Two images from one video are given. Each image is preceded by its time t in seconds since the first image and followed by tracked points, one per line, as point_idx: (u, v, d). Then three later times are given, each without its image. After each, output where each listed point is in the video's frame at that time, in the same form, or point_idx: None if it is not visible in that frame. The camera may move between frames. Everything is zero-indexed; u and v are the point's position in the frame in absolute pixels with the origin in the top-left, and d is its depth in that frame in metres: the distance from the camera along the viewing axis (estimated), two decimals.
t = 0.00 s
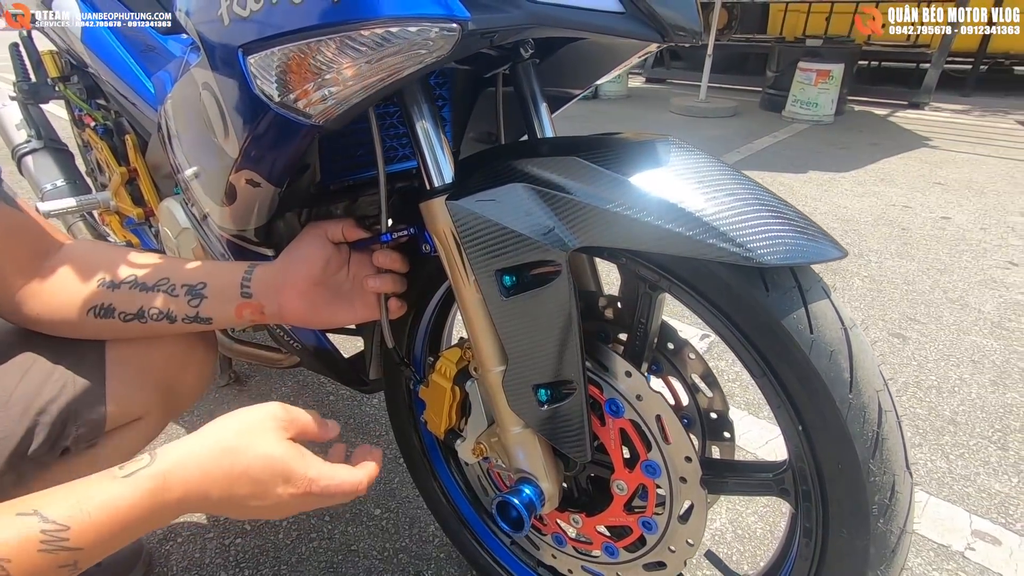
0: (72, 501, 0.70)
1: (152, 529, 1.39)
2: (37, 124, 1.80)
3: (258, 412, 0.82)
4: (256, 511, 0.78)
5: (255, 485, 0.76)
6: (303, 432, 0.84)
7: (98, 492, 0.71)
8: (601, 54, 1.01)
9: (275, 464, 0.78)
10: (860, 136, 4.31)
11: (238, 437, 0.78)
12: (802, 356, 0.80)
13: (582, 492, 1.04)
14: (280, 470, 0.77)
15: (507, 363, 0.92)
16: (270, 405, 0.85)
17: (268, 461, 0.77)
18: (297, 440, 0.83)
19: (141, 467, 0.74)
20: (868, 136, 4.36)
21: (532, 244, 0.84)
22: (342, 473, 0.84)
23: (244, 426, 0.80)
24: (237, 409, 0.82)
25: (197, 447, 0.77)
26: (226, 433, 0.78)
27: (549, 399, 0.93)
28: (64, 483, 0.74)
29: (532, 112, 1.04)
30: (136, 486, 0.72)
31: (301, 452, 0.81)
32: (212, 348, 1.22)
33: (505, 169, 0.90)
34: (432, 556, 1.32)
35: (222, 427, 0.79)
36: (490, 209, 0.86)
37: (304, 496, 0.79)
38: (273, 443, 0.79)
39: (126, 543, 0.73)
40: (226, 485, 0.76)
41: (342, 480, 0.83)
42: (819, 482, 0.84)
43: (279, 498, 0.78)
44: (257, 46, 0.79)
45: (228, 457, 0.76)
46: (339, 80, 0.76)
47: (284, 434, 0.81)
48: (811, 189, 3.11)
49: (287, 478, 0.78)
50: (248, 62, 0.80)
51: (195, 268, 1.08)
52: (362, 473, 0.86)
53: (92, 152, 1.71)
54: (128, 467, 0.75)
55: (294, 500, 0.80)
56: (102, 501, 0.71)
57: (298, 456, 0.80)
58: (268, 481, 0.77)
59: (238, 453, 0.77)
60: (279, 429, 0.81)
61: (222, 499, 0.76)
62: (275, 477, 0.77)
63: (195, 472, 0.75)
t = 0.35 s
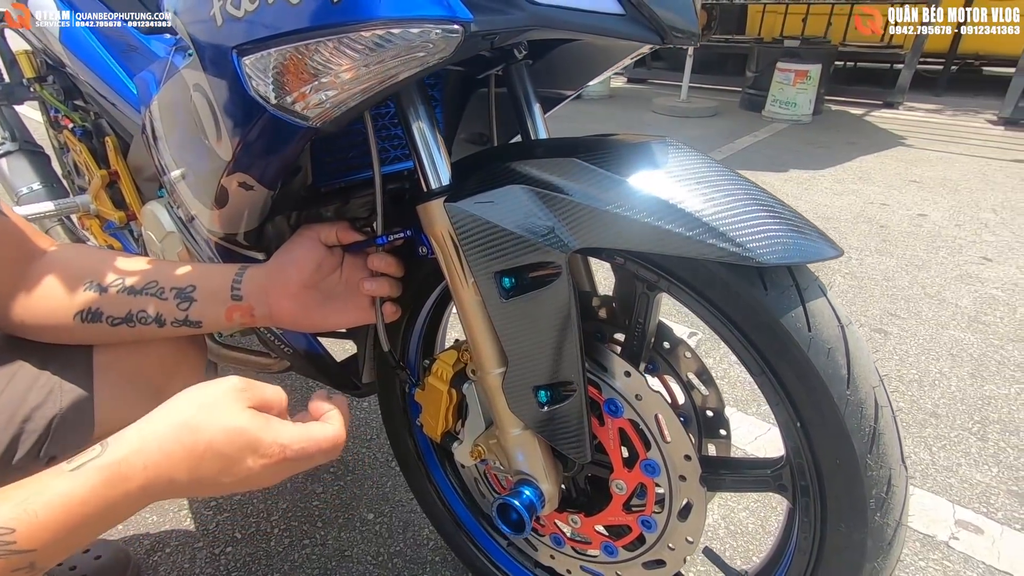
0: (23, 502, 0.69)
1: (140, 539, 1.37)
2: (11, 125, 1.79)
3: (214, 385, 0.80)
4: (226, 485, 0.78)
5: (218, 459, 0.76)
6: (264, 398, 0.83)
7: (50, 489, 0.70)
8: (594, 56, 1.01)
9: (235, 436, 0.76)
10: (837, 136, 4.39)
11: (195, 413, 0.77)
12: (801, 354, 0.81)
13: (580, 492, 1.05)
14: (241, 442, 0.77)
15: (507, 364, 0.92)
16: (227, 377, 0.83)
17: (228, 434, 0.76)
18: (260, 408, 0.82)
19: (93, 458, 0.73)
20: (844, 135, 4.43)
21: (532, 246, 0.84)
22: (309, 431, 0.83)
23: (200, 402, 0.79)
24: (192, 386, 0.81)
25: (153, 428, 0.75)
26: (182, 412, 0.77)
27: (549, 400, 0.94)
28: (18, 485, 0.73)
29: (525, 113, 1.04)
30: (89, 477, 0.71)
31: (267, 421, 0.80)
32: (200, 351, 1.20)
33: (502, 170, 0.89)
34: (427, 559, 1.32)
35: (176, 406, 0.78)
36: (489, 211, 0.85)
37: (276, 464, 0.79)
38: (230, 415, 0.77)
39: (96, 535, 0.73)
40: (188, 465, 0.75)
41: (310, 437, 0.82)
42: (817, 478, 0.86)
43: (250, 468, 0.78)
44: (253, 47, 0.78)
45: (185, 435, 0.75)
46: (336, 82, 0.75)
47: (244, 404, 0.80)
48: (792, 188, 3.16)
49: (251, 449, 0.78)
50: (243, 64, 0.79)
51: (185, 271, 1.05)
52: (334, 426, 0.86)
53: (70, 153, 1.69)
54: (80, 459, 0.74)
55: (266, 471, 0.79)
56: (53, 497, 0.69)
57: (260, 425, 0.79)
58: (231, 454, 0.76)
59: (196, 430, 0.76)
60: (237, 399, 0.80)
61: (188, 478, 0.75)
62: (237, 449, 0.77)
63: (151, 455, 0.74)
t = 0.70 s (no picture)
0: None
1: (128, 547, 1.35)
2: None
3: (198, 399, 0.78)
4: (209, 502, 0.75)
5: (202, 475, 0.73)
6: (249, 412, 0.80)
7: (23, 506, 0.67)
8: (584, 57, 1.02)
9: (220, 452, 0.74)
10: (814, 134, 4.46)
11: (177, 429, 0.74)
12: (796, 351, 0.82)
13: (577, 491, 1.06)
14: (226, 457, 0.74)
15: (506, 366, 0.92)
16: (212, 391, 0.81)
17: (212, 450, 0.74)
18: (246, 423, 0.80)
19: (68, 475, 0.69)
20: (821, 133, 4.51)
21: (531, 247, 0.84)
22: (299, 442, 0.81)
23: (182, 417, 0.76)
24: (174, 400, 0.78)
25: (131, 445, 0.72)
26: (164, 428, 0.74)
27: (548, 401, 0.94)
28: None
29: (519, 113, 1.05)
30: (64, 495, 0.68)
31: (255, 435, 0.78)
32: (188, 357, 1.17)
33: (499, 170, 0.89)
34: (421, 561, 1.32)
35: (157, 422, 0.75)
36: (488, 212, 0.85)
37: (264, 480, 0.77)
38: (214, 430, 0.75)
39: (68, 556, 0.70)
40: (169, 483, 0.72)
41: (300, 451, 0.80)
42: (812, 473, 0.87)
43: (235, 485, 0.76)
44: (248, 48, 0.77)
45: (166, 452, 0.72)
46: (333, 85, 0.74)
47: (229, 420, 0.78)
48: (773, 185, 3.21)
49: (238, 465, 0.75)
50: (238, 64, 0.78)
51: (175, 274, 1.02)
52: (323, 435, 0.84)
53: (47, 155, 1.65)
54: (54, 476, 0.70)
55: (256, 484, 0.77)
56: (26, 516, 0.66)
57: (247, 440, 0.77)
58: (216, 471, 0.74)
59: (179, 446, 0.73)
60: (221, 414, 0.77)
61: (169, 496, 0.73)
62: (222, 466, 0.74)
63: (131, 473, 0.71)
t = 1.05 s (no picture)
0: None
1: (117, 556, 1.34)
2: None
3: (172, 388, 0.73)
4: (193, 493, 0.72)
5: (178, 468, 0.69)
6: (225, 396, 0.76)
7: None
8: (575, 60, 1.02)
9: (195, 444, 0.70)
10: (793, 133, 4.54)
11: (149, 424, 0.70)
12: (790, 349, 0.84)
13: (573, 490, 1.07)
14: (203, 449, 0.70)
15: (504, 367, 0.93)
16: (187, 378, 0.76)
17: (186, 443, 0.69)
18: (226, 409, 0.75)
19: (38, 482, 0.67)
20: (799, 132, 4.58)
21: (528, 249, 0.84)
22: (282, 421, 0.76)
23: (156, 408, 0.72)
24: (147, 391, 0.74)
25: (102, 444, 0.69)
26: (136, 423, 0.70)
27: (546, 401, 0.94)
28: None
29: (511, 115, 1.05)
30: (38, 502, 0.66)
31: (231, 423, 0.73)
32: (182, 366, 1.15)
33: (495, 173, 0.89)
34: (416, 564, 1.33)
35: (130, 416, 0.71)
36: (485, 214, 0.85)
37: (248, 467, 0.73)
38: (186, 421, 0.71)
39: (55, 560, 0.68)
40: (146, 480, 0.69)
41: (284, 431, 0.75)
42: (806, 468, 0.88)
43: (219, 475, 0.72)
44: (244, 50, 0.76)
45: (139, 448, 0.69)
46: (330, 90, 0.74)
47: (204, 407, 0.73)
48: (755, 184, 3.26)
49: (218, 455, 0.71)
50: (233, 68, 0.77)
51: (166, 280, 1.02)
52: (309, 410, 0.79)
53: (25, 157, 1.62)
54: (27, 483, 0.68)
55: (241, 471, 0.73)
56: None
57: (224, 428, 0.72)
58: (194, 464, 0.70)
59: (152, 440, 0.69)
60: (196, 403, 0.73)
61: (149, 491, 0.69)
62: (200, 458, 0.70)
63: (103, 473, 0.68)
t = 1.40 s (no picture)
0: None
1: (114, 563, 1.33)
2: None
3: (191, 405, 0.74)
4: (213, 509, 0.73)
5: (205, 482, 0.70)
6: (244, 410, 0.78)
7: (20, 540, 0.62)
8: (573, 61, 1.03)
9: (220, 460, 0.71)
10: (780, 131, 4.61)
11: (173, 439, 0.70)
12: (791, 345, 0.85)
13: (576, 488, 1.08)
14: (228, 464, 0.72)
15: (509, 367, 0.93)
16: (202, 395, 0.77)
17: (212, 459, 0.71)
18: (245, 425, 0.78)
19: (64, 504, 0.64)
20: (786, 130, 4.63)
21: (532, 250, 0.84)
22: (299, 433, 0.80)
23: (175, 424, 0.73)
24: (164, 408, 0.74)
25: (125, 460, 0.68)
26: (159, 440, 0.70)
27: (550, 400, 0.95)
28: None
29: (510, 116, 1.06)
30: (63, 526, 0.63)
31: (253, 438, 0.75)
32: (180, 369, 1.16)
33: (498, 174, 0.89)
34: (416, 564, 1.33)
35: (151, 433, 0.71)
36: (490, 215, 0.85)
37: (269, 483, 0.75)
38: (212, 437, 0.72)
39: None
40: (172, 498, 0.69)
41: (301, 444, 0.79)
42: (807, 463, 0.89)
43: (241, 491, 0.74)
44: (248, 54, 0.75)
45: (165, 463, 0.69)
46: (335, 94, 0.73)
47: (225, 424, 0.75)
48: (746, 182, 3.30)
49: (241, 471, 0.73)
50: (238, 71, 0.76)
51: (167, 283, 1.01)
52: (324, 420, 0.84)
53: (12, 160, 1.60)
54: (48, 505, 0.65)
55: (260, 487, 0.75)
56: (24, 550, 0.61)
57: (246, 444, 0.74)
58: (218, 480, 0.71)
59: (178, 455, 0.70)
60: (217, 418, 0.74)
61: (173, 509, 0.70)
62: (224, 474, 0.71)
63: (130, 490, 0.67)
